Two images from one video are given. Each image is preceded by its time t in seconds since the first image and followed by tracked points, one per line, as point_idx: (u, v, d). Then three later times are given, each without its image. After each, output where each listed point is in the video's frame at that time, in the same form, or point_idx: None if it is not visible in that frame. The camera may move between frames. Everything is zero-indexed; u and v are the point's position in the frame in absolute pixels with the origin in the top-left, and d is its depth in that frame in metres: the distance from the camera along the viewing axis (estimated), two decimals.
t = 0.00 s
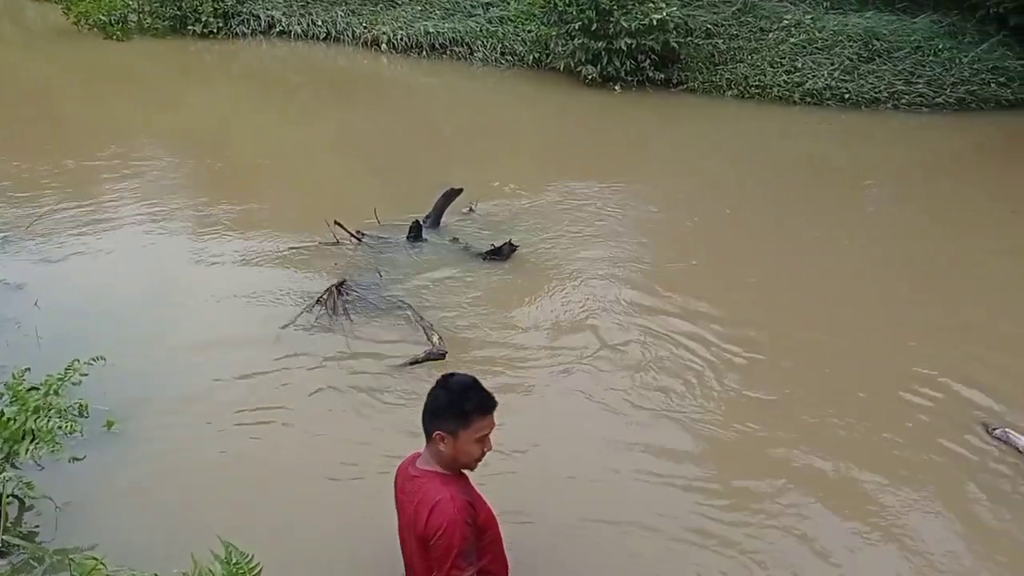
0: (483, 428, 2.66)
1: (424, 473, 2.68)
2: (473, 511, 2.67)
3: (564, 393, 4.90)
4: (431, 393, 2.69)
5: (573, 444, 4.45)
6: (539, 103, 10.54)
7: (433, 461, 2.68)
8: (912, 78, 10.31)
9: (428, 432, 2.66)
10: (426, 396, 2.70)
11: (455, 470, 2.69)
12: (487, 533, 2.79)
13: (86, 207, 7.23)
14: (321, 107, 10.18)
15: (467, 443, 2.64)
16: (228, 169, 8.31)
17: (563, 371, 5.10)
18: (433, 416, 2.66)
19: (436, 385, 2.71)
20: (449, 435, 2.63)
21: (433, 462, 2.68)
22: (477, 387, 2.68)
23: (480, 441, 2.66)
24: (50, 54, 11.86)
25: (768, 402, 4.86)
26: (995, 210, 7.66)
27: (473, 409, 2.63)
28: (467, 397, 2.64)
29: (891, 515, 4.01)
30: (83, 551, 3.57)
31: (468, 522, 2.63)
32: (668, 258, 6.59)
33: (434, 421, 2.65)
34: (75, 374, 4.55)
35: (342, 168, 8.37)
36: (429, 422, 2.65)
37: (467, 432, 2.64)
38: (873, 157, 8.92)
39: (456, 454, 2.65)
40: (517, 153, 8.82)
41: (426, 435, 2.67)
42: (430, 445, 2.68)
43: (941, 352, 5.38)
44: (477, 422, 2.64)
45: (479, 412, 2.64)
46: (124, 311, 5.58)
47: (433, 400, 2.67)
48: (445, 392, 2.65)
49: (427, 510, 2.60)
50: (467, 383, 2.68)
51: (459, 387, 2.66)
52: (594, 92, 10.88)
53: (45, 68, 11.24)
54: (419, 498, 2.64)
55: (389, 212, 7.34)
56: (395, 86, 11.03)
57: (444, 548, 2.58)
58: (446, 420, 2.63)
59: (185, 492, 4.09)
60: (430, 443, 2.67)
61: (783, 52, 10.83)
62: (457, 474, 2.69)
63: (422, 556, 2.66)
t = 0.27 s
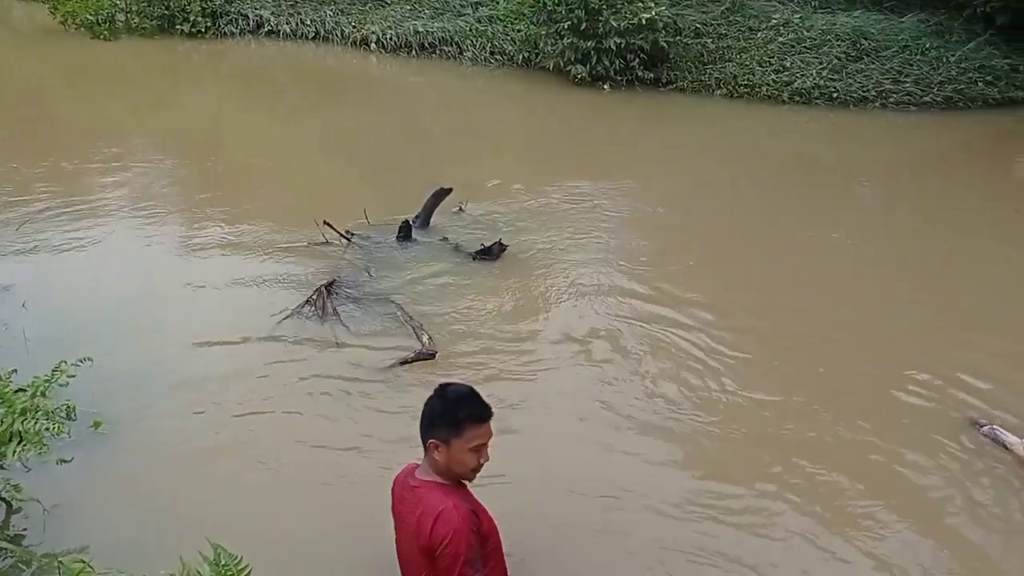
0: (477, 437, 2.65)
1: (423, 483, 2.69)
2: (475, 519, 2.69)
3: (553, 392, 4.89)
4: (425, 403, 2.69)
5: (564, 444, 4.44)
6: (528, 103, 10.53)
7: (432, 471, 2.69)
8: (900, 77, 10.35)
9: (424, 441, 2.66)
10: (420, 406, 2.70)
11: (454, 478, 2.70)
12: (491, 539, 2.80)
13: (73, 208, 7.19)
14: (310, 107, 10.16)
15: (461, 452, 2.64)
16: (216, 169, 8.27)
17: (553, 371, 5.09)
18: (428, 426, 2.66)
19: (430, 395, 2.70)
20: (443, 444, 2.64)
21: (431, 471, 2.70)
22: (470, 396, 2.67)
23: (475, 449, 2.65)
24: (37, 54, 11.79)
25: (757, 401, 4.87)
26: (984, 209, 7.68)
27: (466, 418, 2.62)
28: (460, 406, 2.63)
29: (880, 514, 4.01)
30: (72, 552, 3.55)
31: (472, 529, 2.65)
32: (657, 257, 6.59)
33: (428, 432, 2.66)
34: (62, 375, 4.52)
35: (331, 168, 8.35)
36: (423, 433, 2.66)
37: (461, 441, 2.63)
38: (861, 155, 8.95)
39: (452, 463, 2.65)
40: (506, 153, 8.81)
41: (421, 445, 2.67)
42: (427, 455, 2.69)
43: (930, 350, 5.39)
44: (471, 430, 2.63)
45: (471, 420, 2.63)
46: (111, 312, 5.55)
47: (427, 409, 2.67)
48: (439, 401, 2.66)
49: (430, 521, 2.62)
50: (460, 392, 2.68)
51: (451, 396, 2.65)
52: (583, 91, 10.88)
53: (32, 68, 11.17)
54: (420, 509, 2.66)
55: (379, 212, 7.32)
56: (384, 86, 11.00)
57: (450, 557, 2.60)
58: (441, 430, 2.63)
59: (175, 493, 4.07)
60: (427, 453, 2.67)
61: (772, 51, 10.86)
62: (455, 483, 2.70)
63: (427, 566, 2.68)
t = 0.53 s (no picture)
0: (478, 445, 2.64)
1: (425, 494, 2.67)
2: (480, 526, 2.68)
3: (540, 390, 4.90)
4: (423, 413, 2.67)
5: (550, 443, 4.45)
6: (514, 102, 10.53)
7: (432, 481, 2.68)
8: (884, 76, 10.40)
9: (426, 452, 2.64)
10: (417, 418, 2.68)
11: (455, 488, 2.69)
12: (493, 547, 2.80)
13: (57, 209, 7.15)
14: (295, 106, 10.13)
15: (464, 461, 2.62)
16: (200, 169, 8.23)
17: (540, 370, 5.09)
18: (427, 439, 2.64)
19: (427, 406, 2.68)
20: (445, 455, 2.62)
21: (432, 482, 2.68)
22: (468, 405, 2.66)
23: (477, 457, 2.64)
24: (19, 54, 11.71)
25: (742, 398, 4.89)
26: (967, 207, 7.74)
27: (467, 427, 2.61)
28: (459, 416, 2.62)
29: (864, 511, 4.04)
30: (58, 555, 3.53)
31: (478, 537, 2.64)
32: (643, 255, 6.60)
33: (429, 444, 2.64)
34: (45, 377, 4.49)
35: (316, 168, 8.33)
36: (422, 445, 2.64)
37: (463, 450, 2.62)
38: (845, 153, 9.00)
39: (455, 472, 2.64)
40: (492, 152, 8.81)
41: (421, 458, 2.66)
42: (427, 467, 2.67)
43: (914, 347, 5.42)
44: (474, 438, 2.63)
45: (473, 428, 2.62)
46: (95, 313, 5.52)
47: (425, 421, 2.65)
48: (437, 412, 2.64)
49: (437, 530, 2.61)
50: (457, 402, 2.66)
51: (448, 407, 2.64)
52: (569, 90, 10.89)
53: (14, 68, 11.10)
54: (424, 520, 2.64)
55: (364, 212, 7.30)
56: (370, 85, 10.98)
57: (459, 565, 2.60)
58: (444, 440, 2.61)
59: (160, 495, 4.05)
60: (427, 466, 2.65)
61: (757, 49, 10.89)
62: (456, 493, 2.69)
63: None
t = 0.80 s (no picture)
0: (479, 454, 2.77)
1: (427, 503, 2.78)
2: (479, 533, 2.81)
3: (525, 389, 4.89)
4: (424, 425, 2.78)
5: (535, 442, 4.45)
6: (498, 101, 10.52)
7: (434, 491, 2.79)
8: (866, 74, 10.46)
9: (428, 463, 2.75)
10: (418, 430, 2.78)
11: (454, 497, 2.81)
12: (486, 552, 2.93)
13: (37, 211, 7.09)
14: (278, 106, 10.08)
15: (467, 470, 2.75)
16: (182, 170, 8.18)
17: (525, 368, 5.08)
18: (430, 451, 2.74)
19: (427, 417, 2.80)
20: (449, 465, 2.73)
21: (434, 492, 2.78)
22: (468, 416, 2.79)
23: (478, 465, 2.78)
24: None
25: (727, 395, 4.90)
26: (948, 204, 7.78)
27: (470, 437, 2.74)
28: (462, 426, 2.74)
29: (848, 508, 4.05)
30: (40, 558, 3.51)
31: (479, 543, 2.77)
32: (627, 254, 6.61)
33: (433, 455, 2.74)
34: (25, 380, 4.45)
35: (300, 167, 8.30)
36: (427, 457, 2.74)
37: (466, 459, 2.74)
38: (827, 151, 9.04)
39: (457, 481, 2.76)
40: (476, 151, 8.79)
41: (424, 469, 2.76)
42: (430, 478, 2.77)
43: (897, 344, 5.45)
44: (474, 447, 2.75)
45: (474, 438, 2.75)
46: (76, 315, 5.47)
47: (428, 433, 2.76)
48: (440, 424, 2.75)
49: (439, 539, 2.72)
50: (457, 412, 2.79)
51: (450, 418, 2.76)
52: (553, 89, 10.88)
53: None
54: (426, 529, 2.74)
55: (348, 212, 7.28)
56: (353, 84, 10.94)
57: (462, 571, 2.72)
58: (446, 450, 2.72)
59: (143, 498, 4.02)
60: (431, 477, 2.75)
61: (740, 48, 10.93)
62: (455, 502, 2.81)
63: None
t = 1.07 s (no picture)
0: (495, 456, 2.93)
1: (446, 507, 2.94)
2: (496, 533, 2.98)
3: (510, 387, 4.89)
4: (441, 435, 2.91)
5: (521, 440, 4.45)
6: (483, 98, 10.51)
7: (452, 496, 2.94)
8: (849, 71, 10.50)
9: (447, 472, 2.89)
10: (436, 438, 2.90)
11: (470, 500, 2.97)
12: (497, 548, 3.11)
13: (19, 210, 7.05)
14: (262, 104, 10.04)
15: (486, 473, 2.91)
16: (165, 169, 8.14)
17: (511, 366, 5.08)
18: (450, 458, 2.88)
19: (442, 427, 2.93)
20: (469, 471, 2.89)
21: (453, 497, 2.94)
22: (483, 421, 2.93)
23: (496, 466, 2.94)
24: None
25: (712, 392, 4.91)
26: (932, 200, 7.82)
27: (487, 442, 2.89)
28: (479, 431, 2.89)
29: (833, 504, 4.07)
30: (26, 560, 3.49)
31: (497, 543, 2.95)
32: (613, 251, 6.61)
33: (453, 464, 2.88)
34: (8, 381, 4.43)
35: (284, 166, 8.27)
36: (447, 465, 2.88)
37: (484, 463, 2.90)
38: (811, 148, 9.08)
39: (476, 485, 2.92)
40: (462, 149, 8.78)
41: (445, 476, 2.90)
42: (450, 484, 2.92)
43: (881, 339, 5.47)
44: (491, 452, 2.91)
45: (491, 444, 2.90)
46: (59, 316, 5.44)
47: (446, 441, 2.89)
48: (459, 432, 2.89)
49: (460, 542, 2.88)
50: (471, 417, 2.93)
51: (467, 423, 2.90)
52: (538, 86, 10.88)
53: None
54: (447, 534, 2.90)
55: (333, 210, 7.26)
56: (338, 82, 10.91)
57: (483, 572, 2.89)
58: (465, 458, 2.87)
59: (127, 498, 4.00)
60: (453, 483, 2.90)
61: (724, 45, 10.96)
62: (472, 504, 2.97)
63: None
